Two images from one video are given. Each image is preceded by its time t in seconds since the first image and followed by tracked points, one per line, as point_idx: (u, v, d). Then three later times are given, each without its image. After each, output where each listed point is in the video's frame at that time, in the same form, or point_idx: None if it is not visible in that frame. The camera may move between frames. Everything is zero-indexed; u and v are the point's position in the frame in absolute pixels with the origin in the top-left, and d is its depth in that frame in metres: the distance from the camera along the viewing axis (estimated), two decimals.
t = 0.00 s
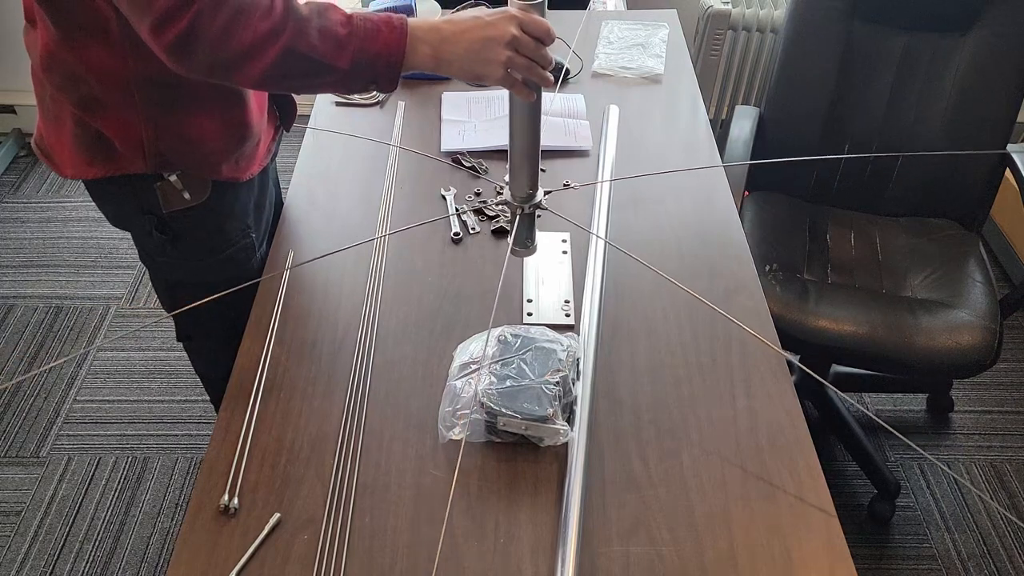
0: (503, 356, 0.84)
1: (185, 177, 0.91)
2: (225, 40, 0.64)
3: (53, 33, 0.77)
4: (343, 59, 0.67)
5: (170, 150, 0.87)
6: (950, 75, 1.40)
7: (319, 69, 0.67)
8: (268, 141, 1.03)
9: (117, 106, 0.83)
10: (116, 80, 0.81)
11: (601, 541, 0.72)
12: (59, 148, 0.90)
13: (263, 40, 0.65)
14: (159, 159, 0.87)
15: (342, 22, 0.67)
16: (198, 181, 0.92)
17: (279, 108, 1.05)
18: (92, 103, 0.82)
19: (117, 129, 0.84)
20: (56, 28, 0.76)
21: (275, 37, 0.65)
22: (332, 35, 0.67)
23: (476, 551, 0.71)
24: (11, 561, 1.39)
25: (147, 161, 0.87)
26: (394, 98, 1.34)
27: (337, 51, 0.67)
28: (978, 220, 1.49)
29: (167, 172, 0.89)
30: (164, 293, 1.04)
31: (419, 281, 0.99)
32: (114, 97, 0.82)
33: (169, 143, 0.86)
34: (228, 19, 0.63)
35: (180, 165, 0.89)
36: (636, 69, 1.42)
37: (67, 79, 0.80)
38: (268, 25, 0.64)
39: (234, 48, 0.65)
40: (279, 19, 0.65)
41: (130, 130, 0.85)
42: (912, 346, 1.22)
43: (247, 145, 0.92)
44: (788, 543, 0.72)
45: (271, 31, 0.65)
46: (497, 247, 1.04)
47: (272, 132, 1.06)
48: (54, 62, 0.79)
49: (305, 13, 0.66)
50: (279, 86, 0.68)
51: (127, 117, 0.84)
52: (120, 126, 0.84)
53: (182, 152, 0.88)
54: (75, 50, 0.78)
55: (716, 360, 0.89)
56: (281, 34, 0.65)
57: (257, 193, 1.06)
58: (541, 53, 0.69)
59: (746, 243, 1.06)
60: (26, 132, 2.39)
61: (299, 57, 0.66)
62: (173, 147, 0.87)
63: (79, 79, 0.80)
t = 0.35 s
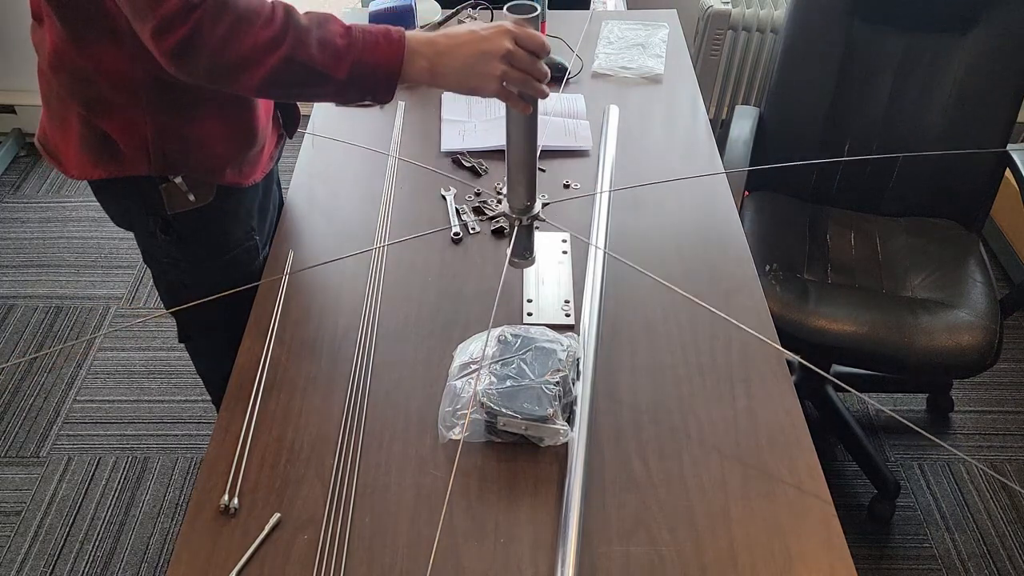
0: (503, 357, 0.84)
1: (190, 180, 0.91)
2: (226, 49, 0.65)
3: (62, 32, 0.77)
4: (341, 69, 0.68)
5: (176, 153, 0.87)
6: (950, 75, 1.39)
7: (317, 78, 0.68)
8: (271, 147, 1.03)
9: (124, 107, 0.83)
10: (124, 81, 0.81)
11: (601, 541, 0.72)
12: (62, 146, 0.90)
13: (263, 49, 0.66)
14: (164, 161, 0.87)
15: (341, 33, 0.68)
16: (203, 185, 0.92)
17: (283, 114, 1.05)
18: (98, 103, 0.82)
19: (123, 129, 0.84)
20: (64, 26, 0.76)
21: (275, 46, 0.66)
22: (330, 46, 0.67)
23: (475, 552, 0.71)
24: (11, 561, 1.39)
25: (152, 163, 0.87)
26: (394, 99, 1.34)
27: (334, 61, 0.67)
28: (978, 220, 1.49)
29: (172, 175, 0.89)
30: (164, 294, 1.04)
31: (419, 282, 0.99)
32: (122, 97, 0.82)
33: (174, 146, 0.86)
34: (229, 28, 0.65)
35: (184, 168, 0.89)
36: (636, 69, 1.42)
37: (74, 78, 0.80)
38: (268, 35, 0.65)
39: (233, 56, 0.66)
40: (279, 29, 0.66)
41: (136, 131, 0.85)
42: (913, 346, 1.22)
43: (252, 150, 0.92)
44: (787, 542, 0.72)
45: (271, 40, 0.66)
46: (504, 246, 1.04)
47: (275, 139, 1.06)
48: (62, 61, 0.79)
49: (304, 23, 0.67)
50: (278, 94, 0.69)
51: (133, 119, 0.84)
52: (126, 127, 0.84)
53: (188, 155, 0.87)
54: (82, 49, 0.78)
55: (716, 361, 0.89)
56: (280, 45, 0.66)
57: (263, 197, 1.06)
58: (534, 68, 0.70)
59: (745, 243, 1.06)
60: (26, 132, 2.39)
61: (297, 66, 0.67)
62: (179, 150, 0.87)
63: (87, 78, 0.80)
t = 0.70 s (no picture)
0: (503, 357, 0.84)
1: (201, 181, 0.91)
2: (221, 68, 0.68)
3: (79, 32, 0.77)
4: (329, 98, 0.71)
5: (186, 155, 0.87)
6: (949, 75, 1.40)
7: (306, 104, 0.71)
8: (282, 151, 1.03)
9: (136, 108, 0.83)
10: (136, 83, 0.81)
11: (601, 541, 0.72)
12: (75, 142, 0.90)
13: (256, 71, 0.69)
14: (174, 162, 0.87)
15: (333, 64, 0.71)
16: (214, 186, 0.93)
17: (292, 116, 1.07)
18: (111, 103, 0.82)
19: (134, 129, 0.85)
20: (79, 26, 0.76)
21: (268, 69, 0.69)
22: (321, 75, 0.71)
23: (475, 551, 0.71)
24: (11, 561, 1.39)
25: (162, 164, 0.87)
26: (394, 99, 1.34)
27: (323, 91, 0.71)
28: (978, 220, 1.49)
29: (182, 176, 0.89)
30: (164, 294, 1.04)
31: (420, 281, 0.99)
32: (134, 99, 0.82)
33: (184, 150, 0.87)
34: (227, 49, 0.68)
35: (194, 171, 0.89)
36: (636, 69, 1.42)
37: (88, 76, 0.80)
38: (263, 58, 0.68)
39: (226, 76, 0.68)
40: (273, 53, 0.69)
41: (147, 131, 0.85)
42: (913, 346, 1.22)
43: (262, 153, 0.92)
44: (787, 542, 0.72)
45: (265, 64, 0.69)
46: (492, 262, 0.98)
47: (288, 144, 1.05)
48: (78, 59, 0.80)
49: (299, 51, 0.70)
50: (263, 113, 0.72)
51: (145, 120, 0.84)
52: (138, 126, 0.84)
53: (197, 158, 0.88)
54: (97, 49, 0.78)
55: (717, 361, 0.89)
56: (272, 69, 0.69)
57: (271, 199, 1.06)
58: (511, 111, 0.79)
59: (745, 243, 1.06)
60: (26, 132, 2.38)
61: (288, 91, 0.70)
62: (189, 152, 0.87)
63: (101, 78, 0.81)
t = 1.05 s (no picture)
0: (503, 357, 0.84)
1: (207, 181, 0.91)
2: (219, 67, 0.68)
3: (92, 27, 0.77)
4: (323, 100, 0.72)
5: (195, 152, 0.86)
6: (949, 75, 1.40)
7: (301, 106, 0.71)
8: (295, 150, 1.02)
9: (147, 104, 0.83)
10: (146, 79, 0.81)
11: (601, 541, 0.72)
12: (88, 138, 0.90)
13: (253, 71, 0.69)
14: (183, 160, 0.86)
15: (328, 68, 0.72)
16: (219, 186, 0.92)
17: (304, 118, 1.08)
18: (123, 97, 0.82)
19: (145, 124, 0.85)
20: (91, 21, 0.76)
21: (265, 70, 0.69)
22: (316, 79, 0.71)
23: (475, 551, 0.71)
24: (11, 561, 1.39)
25: (171, 161, 0.86)
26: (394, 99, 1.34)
27: (317, 93, 0.71)
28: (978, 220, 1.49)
29: (190, 174, 0.89)
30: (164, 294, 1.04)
31: (420, 281, 0.99)
32: (145, 94, 0.82)
33: (193, 147, 0.86)
34: (225, 49, 0.67)
35: (203, 170, 0.88)
36: (636, 69, 1.42)
37: (101, 72, 0.81)
38: (260, 59, 0.69)
39: (223, 75, 0.68)
40: (271, 55, 0.69)
41: (157, 127, 0.85)
42: (913, 346, 1.22)
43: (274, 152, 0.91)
44: (787, 542, 0.72)
45: (262, 64, 0.69)
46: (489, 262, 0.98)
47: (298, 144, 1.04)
48: (91, 54, 0.80)
49: (296, 54, 0.70)
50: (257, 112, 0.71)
51: (155, 116, 0.84)
52: (149, 121, 0.84)
53: (206, 156, 0.87)
54: (109, 45, 0.78)
55: (717, 361, 0.89)
56: (268, 70, 0.69)
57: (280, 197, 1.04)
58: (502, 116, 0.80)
59: (745, 243, 1.06)
60: (26, 132, 2.38)
61: (283, 92, 0.70)
62: (199, 149, 0.86)
63: (113, 72, 0.81)
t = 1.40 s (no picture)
0: (503, 357, 0.85)
1: (206, 180, 0.91)
2: (201, 82, 0.67)
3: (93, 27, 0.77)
4: (301, 132, 0.70)
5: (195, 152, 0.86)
6: (949, 75, 1.40)
7: (277, 133, 0.70)
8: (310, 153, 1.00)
9: (147, 104, 0.82)
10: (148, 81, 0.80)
11: (601, 541, 0.72)
12: (89, 130, 0.90)
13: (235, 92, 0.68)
14: (181, 158, 0.87)
15: (311, 100, 0.71)
16: (219, 186, 0.92)
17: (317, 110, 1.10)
18: (123, 96, 0.82)
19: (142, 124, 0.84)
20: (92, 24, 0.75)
21: (246, 92, 0.68)
22: (296, 108, 0.70)
23: (475, 551, 0.71)
24: (11, 561, 1.39)
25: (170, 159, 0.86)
26: (394, 99, 1.34)
27: (296, 123, 0.70)
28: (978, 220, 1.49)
29: (191, 172, 0.89)
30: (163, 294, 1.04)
31: (421, 281, 0.99)
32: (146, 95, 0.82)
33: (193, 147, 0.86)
34: (209, 67, 0.66)
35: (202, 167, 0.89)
36: (636, 69, 1.42)
37: (101, 71, 0.80)
38: (244, 81, 0.68)
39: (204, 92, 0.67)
40: (256, 78, 0.68)
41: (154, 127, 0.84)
42: (913, 346, 1.22)
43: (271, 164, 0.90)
44: (787, 542, 0.72)
45: (245, 87, 0.68)
46: (490, 262, 0.98)
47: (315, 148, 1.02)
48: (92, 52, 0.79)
49: (280, 82, 0.69)
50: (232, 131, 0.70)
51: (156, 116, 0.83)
52: (145, 122, 0.84)
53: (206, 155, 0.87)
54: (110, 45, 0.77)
55: (717, 361, 0.89)
56: (250, 93, 0.68)
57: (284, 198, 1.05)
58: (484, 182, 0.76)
59: (745, 243, 1.06)
60: (26, 132, 2.38)
61: (261, 117, 0.69)
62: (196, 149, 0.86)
63: (114, 73, 0.80)
